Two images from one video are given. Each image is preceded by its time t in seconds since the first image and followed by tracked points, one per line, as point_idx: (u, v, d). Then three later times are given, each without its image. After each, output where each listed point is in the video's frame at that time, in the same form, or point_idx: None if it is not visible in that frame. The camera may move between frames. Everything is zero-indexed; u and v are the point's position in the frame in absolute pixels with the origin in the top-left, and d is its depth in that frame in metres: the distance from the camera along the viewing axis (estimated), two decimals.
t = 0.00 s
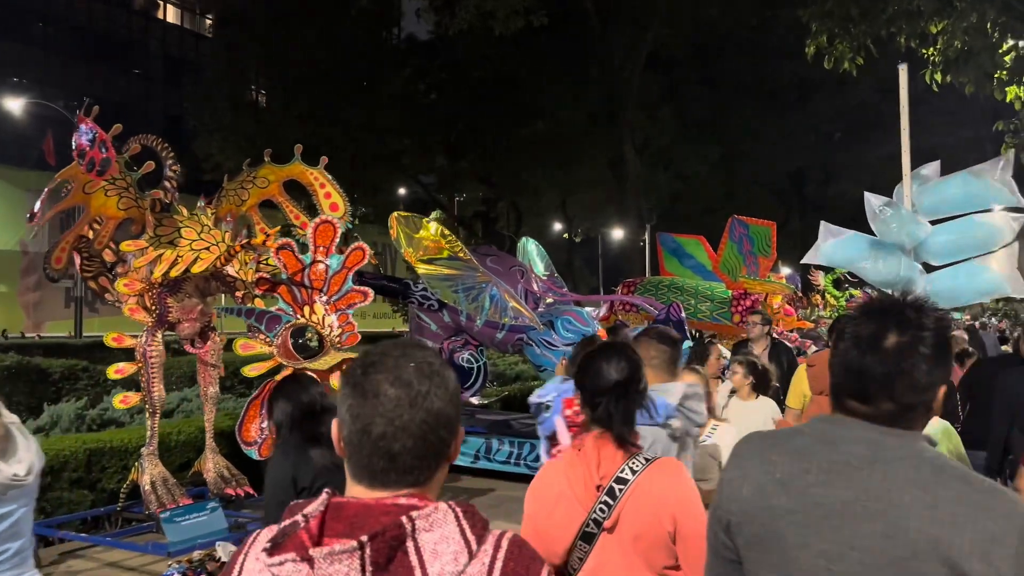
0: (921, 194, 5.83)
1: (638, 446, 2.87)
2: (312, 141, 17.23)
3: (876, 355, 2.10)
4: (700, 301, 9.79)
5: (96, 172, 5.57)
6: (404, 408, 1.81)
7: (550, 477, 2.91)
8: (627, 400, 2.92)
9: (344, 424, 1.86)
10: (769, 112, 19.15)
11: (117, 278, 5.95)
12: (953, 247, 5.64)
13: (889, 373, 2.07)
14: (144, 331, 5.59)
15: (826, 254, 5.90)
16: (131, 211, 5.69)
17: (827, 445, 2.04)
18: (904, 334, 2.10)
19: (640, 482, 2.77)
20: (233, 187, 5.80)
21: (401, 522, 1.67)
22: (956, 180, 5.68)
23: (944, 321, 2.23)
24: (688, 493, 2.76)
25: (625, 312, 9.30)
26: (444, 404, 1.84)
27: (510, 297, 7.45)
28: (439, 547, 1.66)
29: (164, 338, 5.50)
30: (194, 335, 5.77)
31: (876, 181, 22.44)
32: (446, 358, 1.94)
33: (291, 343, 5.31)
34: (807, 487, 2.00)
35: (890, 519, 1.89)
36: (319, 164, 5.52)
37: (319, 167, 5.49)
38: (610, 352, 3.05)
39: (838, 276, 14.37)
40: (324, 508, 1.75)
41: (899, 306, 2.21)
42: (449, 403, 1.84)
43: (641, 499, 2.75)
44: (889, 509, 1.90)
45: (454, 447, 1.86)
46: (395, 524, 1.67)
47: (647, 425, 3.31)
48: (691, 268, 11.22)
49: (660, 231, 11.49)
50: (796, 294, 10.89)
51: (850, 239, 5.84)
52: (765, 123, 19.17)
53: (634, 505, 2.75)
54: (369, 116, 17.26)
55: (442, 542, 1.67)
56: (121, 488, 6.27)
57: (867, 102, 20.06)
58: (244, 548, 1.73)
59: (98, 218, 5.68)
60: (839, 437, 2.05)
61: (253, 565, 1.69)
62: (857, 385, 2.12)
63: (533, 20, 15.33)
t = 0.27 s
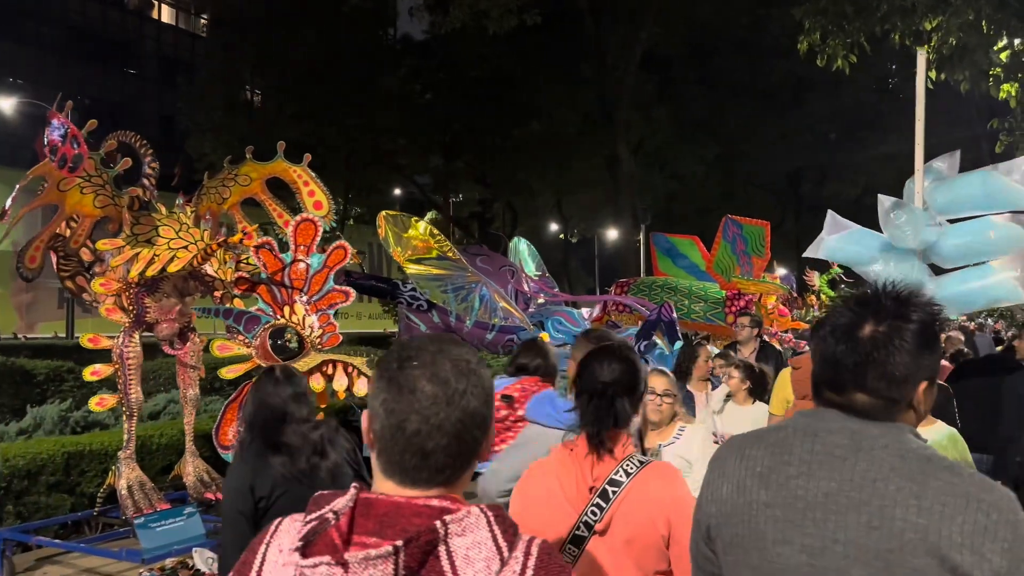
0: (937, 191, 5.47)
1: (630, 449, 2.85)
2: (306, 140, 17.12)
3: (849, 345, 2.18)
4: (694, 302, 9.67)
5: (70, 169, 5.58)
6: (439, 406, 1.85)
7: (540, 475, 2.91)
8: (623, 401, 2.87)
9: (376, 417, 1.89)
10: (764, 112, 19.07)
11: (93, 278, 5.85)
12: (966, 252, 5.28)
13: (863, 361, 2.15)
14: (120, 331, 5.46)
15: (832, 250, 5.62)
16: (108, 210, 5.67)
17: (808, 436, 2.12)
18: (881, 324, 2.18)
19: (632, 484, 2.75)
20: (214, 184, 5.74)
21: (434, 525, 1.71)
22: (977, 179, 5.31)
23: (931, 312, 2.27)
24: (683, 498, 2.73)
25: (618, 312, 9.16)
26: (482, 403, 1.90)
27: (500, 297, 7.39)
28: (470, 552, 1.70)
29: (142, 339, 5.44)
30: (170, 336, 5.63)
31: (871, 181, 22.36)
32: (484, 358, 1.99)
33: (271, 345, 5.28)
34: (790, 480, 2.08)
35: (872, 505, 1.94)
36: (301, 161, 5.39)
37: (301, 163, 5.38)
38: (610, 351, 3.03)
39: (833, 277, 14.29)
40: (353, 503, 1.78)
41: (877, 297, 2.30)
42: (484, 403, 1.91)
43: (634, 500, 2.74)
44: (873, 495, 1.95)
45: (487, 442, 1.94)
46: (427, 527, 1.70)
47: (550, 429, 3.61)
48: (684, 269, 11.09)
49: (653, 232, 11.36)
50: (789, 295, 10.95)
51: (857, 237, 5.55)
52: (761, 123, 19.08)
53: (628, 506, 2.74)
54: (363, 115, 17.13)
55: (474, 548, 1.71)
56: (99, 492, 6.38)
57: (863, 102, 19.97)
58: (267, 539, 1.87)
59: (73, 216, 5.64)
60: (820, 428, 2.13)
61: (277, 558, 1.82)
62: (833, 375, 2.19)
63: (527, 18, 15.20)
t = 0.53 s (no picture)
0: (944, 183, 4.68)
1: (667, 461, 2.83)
2: (299, 140, 17.06)
3: (862, 334, 2.11)
4: (688, 302, 9.59)
5: (44, 165, 5.47)
6: (454, 404, 1.79)
7: (571, 484, 2.87)
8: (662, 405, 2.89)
9: (387, 416, 1.82)
10: (761, 112, 19.00)
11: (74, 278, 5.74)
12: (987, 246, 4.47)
13: (882, 352, 2.07)
14: (99, 332, 5.37)
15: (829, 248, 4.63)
16: (86, 207, 5.57)
17: (826, 437, 2.01)
18: (895, 310, 2.12)
19: (672, 497, 2.74)
20: (197, 181, 5.65)
21: (444, 529, 1.66)
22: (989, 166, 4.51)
23: (945, 301, 2.20)
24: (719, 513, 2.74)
25: (612, 313, 9.10)
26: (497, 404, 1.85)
27: (490, 298, 7.33)
28: (480, 560, 1.65)
29: (120, 340, 5.31)
30: (149, 339, 5.45)
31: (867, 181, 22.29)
32: (501, 358, 1.94)
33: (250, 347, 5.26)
34: (811, 483, 1.96)
35: (906, 507, 1.85)
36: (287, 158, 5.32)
37: (286, 161, 5.30)
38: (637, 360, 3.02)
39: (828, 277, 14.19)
40: (361, 505, 1.72)
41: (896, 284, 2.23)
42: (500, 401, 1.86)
43: (674, 514, 2.73)
44: (907, 497, 1.86)
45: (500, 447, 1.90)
46: (436, 532, 1.65)
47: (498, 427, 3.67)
48: (678, 269, 11.08)
49: (647, 232, 11.33)
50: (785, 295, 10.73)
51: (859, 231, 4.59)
52: (757, 122, 19.01)
53: (665, 520, 2.72)
54: (357, 114, 17.02)
55: (485, 556, 1.66)
56: (80, 496, 6.30)
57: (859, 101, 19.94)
58: (270, 540, 1.76)
59: (49, 214, 5.53)
60: (840, 425, 2.03)
61: (278, 560, 1.72)
62: (847, 369, 2.11)
63: (522, 17, 15.10)
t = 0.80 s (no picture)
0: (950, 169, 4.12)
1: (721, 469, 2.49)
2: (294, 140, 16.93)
3: (868, 333, 1.73)
4: (684, 303, 9.48)
5: (20, 162, 5.32)
6: (420, 412, 1.56)
7: (615, 481, 2.44)
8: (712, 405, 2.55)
9: (352, 427, 1.60)
10: (757, 111, 18.91)
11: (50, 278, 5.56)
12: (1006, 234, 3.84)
13: (887, 350, 1.68)
14: (76, 334, 5.20)
15: (828, 237, 4.00)
16: (63, 205, 5.42)
17: (831, 450, 1.53)
18: (913, 312, 1.74)
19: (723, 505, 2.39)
20: (180, 179, 5.55)
21: (403, 547, 1.42)
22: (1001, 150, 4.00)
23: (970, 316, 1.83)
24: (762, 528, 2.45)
25: (607, 314, 8.97)
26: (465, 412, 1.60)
27: (482, 298, 7.28)
28: None
29: (99, 342, 5.17)
30: (129, 340, 5.26)
31: (863, 182, 22.19)
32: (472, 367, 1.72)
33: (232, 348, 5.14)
34: (817, 503, 1.47)
35: (928, 527, 1.40)
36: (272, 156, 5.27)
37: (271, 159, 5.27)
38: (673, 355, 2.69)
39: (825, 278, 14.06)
40: (322, 520, 1.50)
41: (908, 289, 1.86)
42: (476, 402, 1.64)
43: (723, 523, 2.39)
44: (926, 515, 1.41)
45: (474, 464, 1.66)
46: (394, 549, 1.41)
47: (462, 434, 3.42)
48: (674, 269, 11.03)
49: (642, 232, 11.26)
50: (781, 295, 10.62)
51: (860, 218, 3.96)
52: (753, 121, 18.91)
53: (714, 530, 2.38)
54: (351, 114, 16.87)
55: None
56: (58, 502, 6.16)
57: (856, 101, 19.86)
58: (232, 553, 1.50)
59: (24, 212, 5.37)
60: (842, 435, 1.57)
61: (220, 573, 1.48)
62: (854, 372, 1.70)
63: (516, 15, 14.97)
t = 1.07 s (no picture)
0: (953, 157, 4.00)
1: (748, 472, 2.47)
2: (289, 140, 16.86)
3: (866, 340, 1.62)
4: (681, 304, 9.37)
5: None
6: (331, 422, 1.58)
7: (639, 489, 2.44)
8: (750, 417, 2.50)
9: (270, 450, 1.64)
10: (754, 111, 18.81)
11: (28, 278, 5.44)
12: (1006, 231, 3.72)
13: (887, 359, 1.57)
14: (54, 335, 5.10)
15: (831, 240, 3.87)
16: (41, 203, 5.32)
17: (831, 473, 1.42)
18: (912, 316, 1.64)
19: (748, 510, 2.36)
20: (163, 176, 5.44)
21: (313, 570, 1.43)
22: (1008, 139, 3.85)
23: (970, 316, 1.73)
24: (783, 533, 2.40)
25: (602, 315, 8.85)
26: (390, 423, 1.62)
27: (475, 299, 7.01)
28: None
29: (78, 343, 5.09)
30: (110, 342, 5.19)
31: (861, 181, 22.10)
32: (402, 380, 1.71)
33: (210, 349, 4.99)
34: (818, 533, 1.35)
35: (944, 558, 1.29)
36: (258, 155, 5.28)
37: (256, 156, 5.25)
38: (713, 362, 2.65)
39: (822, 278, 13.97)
40: (243, 542, 1.54)
41: (904, 287, 1.77)
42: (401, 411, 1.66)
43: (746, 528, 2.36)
44: (940, 545, 1.30)
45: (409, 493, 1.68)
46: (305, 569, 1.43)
47: (447, 440, 3.34)
48: (671, 269, 10.80)
49: (639, 231, 11.10)
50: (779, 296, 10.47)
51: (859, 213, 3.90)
52: (750, 121, 18.82)
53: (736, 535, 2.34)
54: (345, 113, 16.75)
55: None
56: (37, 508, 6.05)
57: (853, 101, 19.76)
58: None
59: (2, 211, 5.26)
60: (840, 456, 1.45)
61: None
62: (852, 383, 1.59)
63: (512, 14, 14.84)
